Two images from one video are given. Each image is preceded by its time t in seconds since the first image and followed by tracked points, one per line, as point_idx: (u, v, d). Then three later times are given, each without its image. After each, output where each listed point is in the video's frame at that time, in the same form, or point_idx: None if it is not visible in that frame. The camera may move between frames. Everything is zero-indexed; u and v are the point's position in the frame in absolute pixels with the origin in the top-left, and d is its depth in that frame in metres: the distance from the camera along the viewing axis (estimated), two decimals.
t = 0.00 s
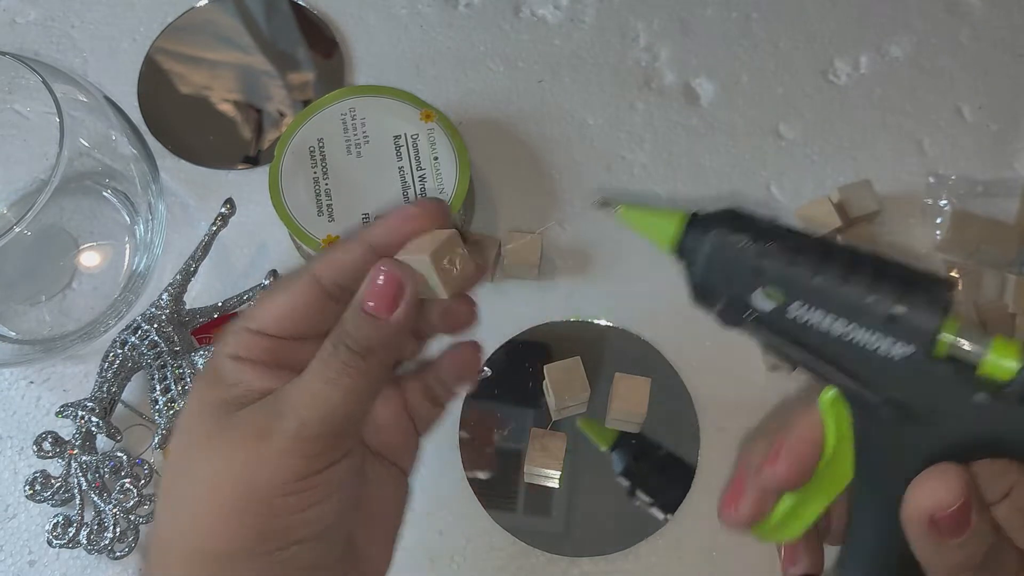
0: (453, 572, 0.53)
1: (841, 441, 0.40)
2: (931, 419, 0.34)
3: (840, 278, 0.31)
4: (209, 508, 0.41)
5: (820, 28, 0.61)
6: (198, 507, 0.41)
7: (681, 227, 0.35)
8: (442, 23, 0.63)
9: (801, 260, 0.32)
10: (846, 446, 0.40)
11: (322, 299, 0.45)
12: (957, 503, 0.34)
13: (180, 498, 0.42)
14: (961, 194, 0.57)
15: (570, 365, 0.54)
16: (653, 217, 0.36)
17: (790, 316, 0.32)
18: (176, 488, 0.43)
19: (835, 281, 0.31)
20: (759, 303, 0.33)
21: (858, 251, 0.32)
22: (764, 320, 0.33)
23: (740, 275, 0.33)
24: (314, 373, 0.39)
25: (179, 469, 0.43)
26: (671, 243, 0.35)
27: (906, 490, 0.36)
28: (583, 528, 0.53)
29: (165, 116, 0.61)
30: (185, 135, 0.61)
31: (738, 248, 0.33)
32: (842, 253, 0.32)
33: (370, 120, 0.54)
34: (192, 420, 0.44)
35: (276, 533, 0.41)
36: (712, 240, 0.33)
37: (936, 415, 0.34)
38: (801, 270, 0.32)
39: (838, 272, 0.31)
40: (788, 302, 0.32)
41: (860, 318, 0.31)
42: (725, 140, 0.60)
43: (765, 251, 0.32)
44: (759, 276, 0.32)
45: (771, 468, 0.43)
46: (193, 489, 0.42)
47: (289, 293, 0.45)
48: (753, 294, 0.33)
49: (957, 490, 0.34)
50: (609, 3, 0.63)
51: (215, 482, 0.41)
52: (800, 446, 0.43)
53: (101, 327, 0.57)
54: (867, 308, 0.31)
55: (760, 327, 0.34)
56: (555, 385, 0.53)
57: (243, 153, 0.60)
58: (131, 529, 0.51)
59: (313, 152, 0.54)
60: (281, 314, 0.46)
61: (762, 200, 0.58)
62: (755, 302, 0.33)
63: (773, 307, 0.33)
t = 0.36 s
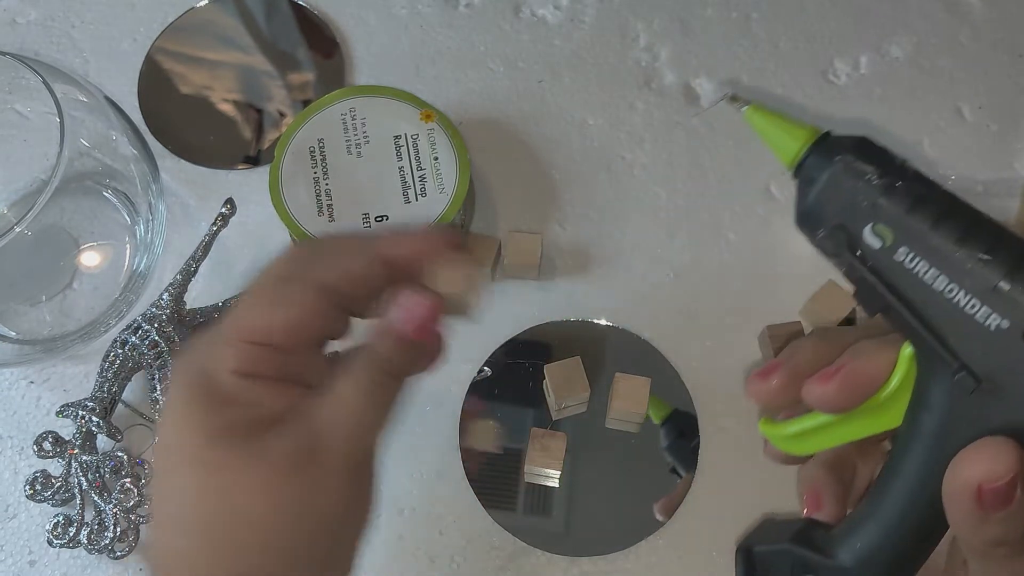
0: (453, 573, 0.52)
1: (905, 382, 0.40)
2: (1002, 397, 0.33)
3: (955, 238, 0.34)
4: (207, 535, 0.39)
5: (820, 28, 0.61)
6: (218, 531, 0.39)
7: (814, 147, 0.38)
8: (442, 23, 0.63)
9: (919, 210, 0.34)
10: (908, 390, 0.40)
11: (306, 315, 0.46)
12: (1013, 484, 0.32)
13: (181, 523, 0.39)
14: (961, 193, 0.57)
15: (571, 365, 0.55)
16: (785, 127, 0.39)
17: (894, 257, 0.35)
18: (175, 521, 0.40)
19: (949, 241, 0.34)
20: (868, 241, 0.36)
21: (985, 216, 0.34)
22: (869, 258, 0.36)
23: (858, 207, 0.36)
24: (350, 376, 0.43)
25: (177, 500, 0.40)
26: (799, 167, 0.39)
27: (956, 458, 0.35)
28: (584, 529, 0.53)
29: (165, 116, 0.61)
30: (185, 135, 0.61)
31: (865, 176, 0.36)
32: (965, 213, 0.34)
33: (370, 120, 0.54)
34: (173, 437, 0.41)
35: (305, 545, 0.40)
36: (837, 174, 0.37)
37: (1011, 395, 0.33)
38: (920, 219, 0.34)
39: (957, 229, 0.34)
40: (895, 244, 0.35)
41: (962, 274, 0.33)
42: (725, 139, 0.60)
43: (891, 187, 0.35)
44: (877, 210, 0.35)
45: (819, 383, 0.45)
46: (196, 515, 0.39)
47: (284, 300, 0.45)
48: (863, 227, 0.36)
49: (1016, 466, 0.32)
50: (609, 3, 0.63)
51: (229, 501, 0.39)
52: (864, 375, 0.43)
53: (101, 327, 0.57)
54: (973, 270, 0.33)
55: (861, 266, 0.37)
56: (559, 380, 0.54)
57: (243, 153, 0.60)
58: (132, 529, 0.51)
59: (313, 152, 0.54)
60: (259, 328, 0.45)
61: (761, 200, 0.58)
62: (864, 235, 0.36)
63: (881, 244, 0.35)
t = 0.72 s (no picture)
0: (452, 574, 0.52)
1: (921, 357, 0.43)
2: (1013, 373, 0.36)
3: (975, 221, 0.37)
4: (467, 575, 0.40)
5: (820, 28, 0.61)
6: None
7: (844, 128, 0.41)
8: (442, 23, 0.63)
9: (940, 192, 0.38)
10: (923, 365, 0.44)
11: (521, 418, 0.48)
12: (1018, 459, 0.34)
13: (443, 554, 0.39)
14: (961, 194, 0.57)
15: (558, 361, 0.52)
16: (818, 107, 0.42)
17: (918, 234, 0.38)
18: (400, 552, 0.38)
19: (969, 224, 0.37)
20: (891, 219, 0.39)
21: (1006, 201, 0.37)
22: (891, 234, 0.39)
23: (883, 185, 0.39)
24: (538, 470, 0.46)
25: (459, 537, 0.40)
26: (830, 147, 0.41)
27: (962, 434, 0.37)
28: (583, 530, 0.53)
29: (165, 116, 0.61)
30: (185, 135, 0.61)
31: (892, 156, 0.39)
32: (987, 196, 0.37)
33: (370, 120, 0.54)
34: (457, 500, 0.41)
35: None
36: (867, 155, 0.39)
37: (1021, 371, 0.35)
38: (943, 202, 0.37)
39: (978, 213, 0.37)
40: (919, 223, 0.38)
41: (982, 254, 0.36)
42: (725, 139, 0.60)
43: (915, 168, 0.38)
44: (901, 189, 0.38)
45: (837, 358, 0.48)
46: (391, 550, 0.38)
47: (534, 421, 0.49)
48: (889, 206, 0.39)
49: (1022, 443, 0.34)
50: (609, 3, 0.63)
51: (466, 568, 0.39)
52: (875, 350, 0.47)
53: (101, 327, 0.57)
54: (996, 253, 0.36)
55: (881, 240, 0.39)
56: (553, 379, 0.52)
57: (243, 153, 0.60)
58: (131, 529, 0.51)
59: (313, 152, 0.54)
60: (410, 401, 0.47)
61: (761, 200, 0.59)
62: (890, 213, 0.39)
63: (905, 222, 0.38)
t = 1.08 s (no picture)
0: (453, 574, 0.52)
1: (921, 356, 0.44)
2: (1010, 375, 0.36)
3: (973, 221, 0.37)
4: None
5: (820, 28, 0.61)
6: None
7: (842, 130, 0.41)
8: (442, 23, 0.63)
9: (938, 193, 0.38)
10: (923, 364, 0.44)
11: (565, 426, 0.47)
12: (1016, 459, 0.34)
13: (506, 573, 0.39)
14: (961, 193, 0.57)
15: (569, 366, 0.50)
16: (816, 109, 0.42)
17: (917, 236, 0.38)
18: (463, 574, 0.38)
19: (968, 224, 0.37)
20: (890, 221, 0.39)
21: (1004, 202, 0.37)
22: (890, 235, 0.39)
23: (882, 186, 0.39)
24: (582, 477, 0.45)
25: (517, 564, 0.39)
26: (828, 148, 0.41)
27: (962, 436, 0.37)
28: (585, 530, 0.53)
29: (165, 116, 0.61)
30: (185, 136, 0.61)
31: (891, 157, 0.39)
32: (986, 196, 0.37)
33: (370, 120, 0.54)
34: (519, 535, 0.39)
35: None
36: (865, 156, 0.39)
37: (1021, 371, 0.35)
38: (942, 202, 0.37)
39: (976, 214, 0.37)
40: (918, 224, 0.38)
41: (980, 255, 0.36)
42: (725, 139, 0.60)
43: (917, 169, 0.38)
44: (899, 189, 0.38)
45: (837, 358, 0.47)
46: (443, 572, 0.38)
47: (588, 468, 0.43)
48: (888, 207, 0.39)
49: (1021, 443, 0.34)
50: (609, 4, 0.63)
51: None
52: (875, 350, 0.46)
53: (101, 327, 0.57)
54: (995, 254, 0.36)
55: (879, 242, 0.39)
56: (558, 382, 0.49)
57: (243, 153, 0.60)
58: (131, 530, 0.51)
59: (313, 152, 0.54)
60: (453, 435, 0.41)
61: (761, 200, 0.59)
62: (888, 214, 0.39)
63: (904, 224, 0.38)
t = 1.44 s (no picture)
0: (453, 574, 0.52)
1: (921, 357, 0.44)
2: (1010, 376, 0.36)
3: (973, 222, 0.37)
4: None
5: (820, 28, 0.61)
6: None
7: (840, 130, 0.41)
8: (442, 23, 0.63)
9: (937, 193, 0.38)
10: (923, 365, 0.44)
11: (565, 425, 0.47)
12: (1017, 458, 0.34)
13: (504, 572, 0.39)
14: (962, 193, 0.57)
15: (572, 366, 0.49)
16: (814, 110, 0.41)
17: (916, 236, 0.38)
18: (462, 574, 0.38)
19: (967, 224, 0.37)
20: (889, 221, 0.39)
21: (1003, 202, 0.37)
22: (889, 236, 0.39)
23: (880, 187, 0.39)
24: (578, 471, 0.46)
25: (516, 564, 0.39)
26: (826, 149, 0.41)
27: (962, 436, 0.37)
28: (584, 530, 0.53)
29: (165, 116, 0.61)
30: (185, 136, 0.61)
31: (889, 158, 0.39)
32: (984, 197, 0.37)
33: (370, 120, 0.54)
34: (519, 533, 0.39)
35: None
36: (863, 157, 0.39)
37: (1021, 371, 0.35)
38: (942, 202, 0.37)
39: (976, 214, 0.37)
40: (917, 225, 0.38)
41: (980, 256, 0.36)
42: (725, 139, 0.60)
43: (915, 170, 0.38)
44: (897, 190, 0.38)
45: (836, 359, 0.47)
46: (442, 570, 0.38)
47: (587, 466, 0.43)
48: (887, 208, 0.39)
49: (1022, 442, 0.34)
50: (609, 4, 0.63)
51: None
52: (875, 350, 0.46)
53: (101, 327, 0.57)
54: (995, 254, 0.36)
55: (878, 243, 0.39)
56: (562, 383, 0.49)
57: (243, 153, 0.60)
58: (131, 530, 0.51)
59: (313, 152, 0.54)
60: (451, 433, 0.41)
61: (761, 200, 0.59)
62: (887, 215, 0.39)
63: (902, 224, 0.38)
